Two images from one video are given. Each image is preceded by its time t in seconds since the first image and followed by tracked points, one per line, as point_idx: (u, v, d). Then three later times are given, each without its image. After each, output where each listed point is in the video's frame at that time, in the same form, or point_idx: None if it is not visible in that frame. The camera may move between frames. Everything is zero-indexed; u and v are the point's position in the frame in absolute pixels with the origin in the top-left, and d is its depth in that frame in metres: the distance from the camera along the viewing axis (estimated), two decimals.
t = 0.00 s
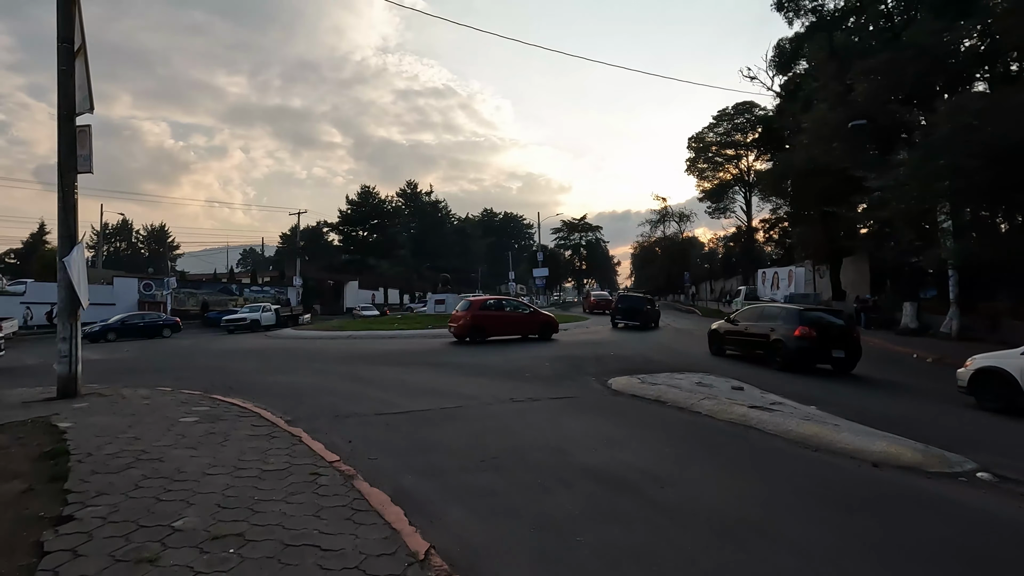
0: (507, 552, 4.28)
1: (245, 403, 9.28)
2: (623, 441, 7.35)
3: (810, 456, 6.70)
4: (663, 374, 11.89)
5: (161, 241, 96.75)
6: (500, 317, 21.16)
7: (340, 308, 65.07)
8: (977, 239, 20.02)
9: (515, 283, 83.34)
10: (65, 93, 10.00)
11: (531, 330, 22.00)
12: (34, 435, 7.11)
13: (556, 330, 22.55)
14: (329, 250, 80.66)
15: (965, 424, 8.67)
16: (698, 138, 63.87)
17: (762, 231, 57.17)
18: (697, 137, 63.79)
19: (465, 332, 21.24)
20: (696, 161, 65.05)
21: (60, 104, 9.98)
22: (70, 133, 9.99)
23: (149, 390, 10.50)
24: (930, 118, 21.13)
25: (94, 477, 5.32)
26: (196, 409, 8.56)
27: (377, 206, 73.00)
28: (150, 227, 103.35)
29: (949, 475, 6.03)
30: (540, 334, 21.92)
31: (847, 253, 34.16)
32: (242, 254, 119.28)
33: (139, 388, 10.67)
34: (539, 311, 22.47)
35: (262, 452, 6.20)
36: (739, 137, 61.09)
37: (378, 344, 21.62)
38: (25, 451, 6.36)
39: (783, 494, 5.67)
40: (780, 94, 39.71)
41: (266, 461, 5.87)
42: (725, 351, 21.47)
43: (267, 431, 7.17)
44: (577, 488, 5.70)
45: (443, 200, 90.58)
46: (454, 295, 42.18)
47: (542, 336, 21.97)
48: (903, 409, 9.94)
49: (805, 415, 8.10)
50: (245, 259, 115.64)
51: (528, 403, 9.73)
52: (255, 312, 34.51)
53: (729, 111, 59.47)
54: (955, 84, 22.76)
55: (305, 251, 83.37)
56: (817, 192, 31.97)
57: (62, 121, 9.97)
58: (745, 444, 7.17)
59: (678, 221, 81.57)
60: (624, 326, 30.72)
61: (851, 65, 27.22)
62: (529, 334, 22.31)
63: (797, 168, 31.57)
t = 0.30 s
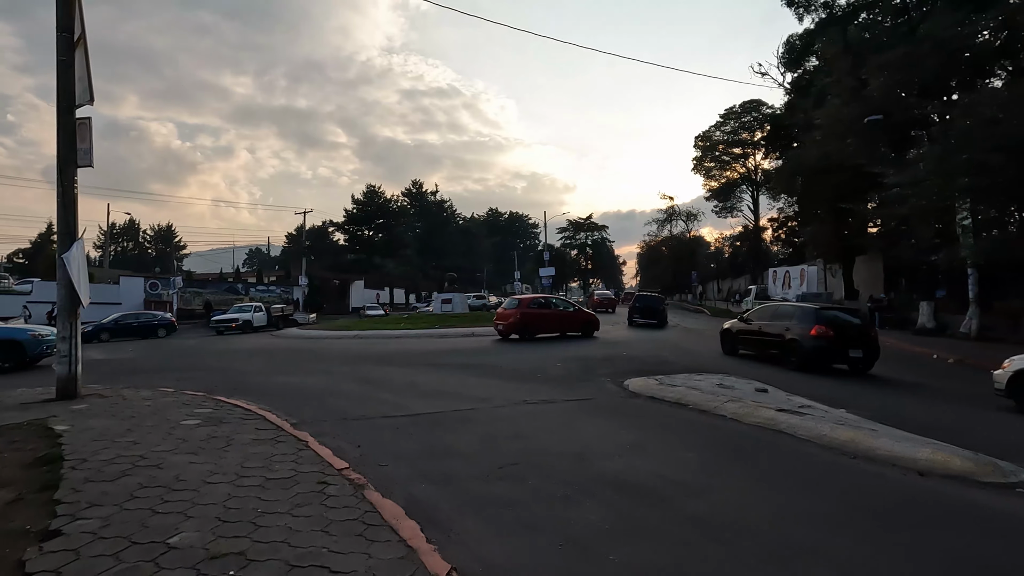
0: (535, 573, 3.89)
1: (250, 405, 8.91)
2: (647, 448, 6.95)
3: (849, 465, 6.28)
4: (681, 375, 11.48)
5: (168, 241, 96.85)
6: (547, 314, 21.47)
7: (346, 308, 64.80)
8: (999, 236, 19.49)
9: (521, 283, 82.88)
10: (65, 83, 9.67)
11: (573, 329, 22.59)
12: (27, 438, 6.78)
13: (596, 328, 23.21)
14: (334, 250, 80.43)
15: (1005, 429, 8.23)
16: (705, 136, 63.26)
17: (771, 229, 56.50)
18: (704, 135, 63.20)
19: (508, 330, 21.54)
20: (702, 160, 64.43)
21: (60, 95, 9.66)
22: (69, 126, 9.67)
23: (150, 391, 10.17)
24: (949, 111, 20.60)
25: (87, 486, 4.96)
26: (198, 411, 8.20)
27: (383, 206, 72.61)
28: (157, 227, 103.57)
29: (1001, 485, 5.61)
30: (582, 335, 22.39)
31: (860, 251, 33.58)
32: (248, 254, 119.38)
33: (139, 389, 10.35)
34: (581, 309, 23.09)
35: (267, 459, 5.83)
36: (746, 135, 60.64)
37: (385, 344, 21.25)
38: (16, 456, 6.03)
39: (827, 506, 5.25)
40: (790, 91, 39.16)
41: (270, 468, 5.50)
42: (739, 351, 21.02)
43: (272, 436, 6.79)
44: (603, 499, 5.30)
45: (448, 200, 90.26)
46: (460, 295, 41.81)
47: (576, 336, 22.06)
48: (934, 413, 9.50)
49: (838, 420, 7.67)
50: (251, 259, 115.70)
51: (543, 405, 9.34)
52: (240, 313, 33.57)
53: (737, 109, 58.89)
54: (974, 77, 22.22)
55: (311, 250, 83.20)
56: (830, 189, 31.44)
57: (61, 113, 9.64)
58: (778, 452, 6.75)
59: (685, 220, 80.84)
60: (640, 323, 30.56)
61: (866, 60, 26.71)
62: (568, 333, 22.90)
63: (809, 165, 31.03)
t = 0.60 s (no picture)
0: None
1: (251, 414, 8.49)
2: (674, 463, 6.50)
3: (894, 483, 5.83)
4: (699, 381, 11.04)
5: (171, 242, 96.83)
6: (590, 321, 21.94)
7: (348, 308, 64.49)
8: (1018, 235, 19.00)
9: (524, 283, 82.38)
10: (58, 77, 9.28)
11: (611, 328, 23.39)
12: (13, 452, 6.37)
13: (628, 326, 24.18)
14: (337, 250, 80.25)
15: None
16: (709, 135, 62.70)
17: (776, 229, 55.97)
18: (707, 134, 62.66)
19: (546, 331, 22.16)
20: (705, 159, 63.95)
21: (52, 89, 9.26)
22: (61, 122, 9.28)
23: (147, 398, 9.78)
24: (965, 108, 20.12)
25: (70, 511, 4.53)
26: (197, 421, 7.76)
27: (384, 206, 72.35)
28: (159, 228, 103.47)
29: None
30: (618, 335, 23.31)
31: (870, 251, 33.11)
32: (251, 255, 119.33)
33: (137, 395, 9.97)
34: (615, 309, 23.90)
35: (267, 478, 5.39)
36: (751, 134, 60.12)
37: (389, 346, 20.88)
38: None
39: (879, 532, 4.81)
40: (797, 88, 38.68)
41: (273, 489, 5.09)
42: (748, 352, 20.60)
43: (273, 450, 6.36)
44: (635, 522, 4.87)
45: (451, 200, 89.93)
46: (464, 296, 41.43)
47: (598, 339, 22.30)
48: (969, 421, 9.05)
49: (875, 432, 7.22)
50: (253, 259, 115.69)
51: (558, 413, 8.92)
52: (224, 312, 33.02)
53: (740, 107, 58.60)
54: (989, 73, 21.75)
55: (313, 250, 82.92)
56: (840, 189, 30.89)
57: (53, 109, 9.25)
58: (815, 468, 6.30)
59: (690, 220, 80.42)
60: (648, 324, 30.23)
61: (878, 57, 26.20)
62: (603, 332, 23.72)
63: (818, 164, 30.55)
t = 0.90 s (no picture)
0: None
1: (256, 419, 8.13)
2: (704, 471, 6.13)
3: (944, 495, 5.44)
4: (717, 383, 10.68)
5: (172, 242, 96.66)
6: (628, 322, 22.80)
7: (350, 309, 64.22)
8: None
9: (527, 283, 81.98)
10: (55, 68, 8.94)
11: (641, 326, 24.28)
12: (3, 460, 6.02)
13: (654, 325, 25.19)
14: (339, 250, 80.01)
15: None
16: (711, 135, 62.33)
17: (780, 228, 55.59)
18: (709, 134, 62.30)
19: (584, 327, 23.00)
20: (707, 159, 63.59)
21: (48, 81, 8.91)
22: (58, 116, 8.93)
23: (147, 401, 9.42)
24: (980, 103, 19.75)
25: (62, 527, 4.17)
26: (199, 427, 7.39)
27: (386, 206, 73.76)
28: (161, 228, 103.31)
29: None
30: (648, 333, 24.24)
31: (878, 249, 32.73)
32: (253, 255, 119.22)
33: (137, 399, 9.63)
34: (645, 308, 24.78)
35: (275, 489, 5.03)
36: (753, 133, 59.82)
37: (394, 347, 20.56)
38: None
39: (937, 549, 4.44)
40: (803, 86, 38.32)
41: (281, 501, 4.73)
42: (755, 352, 20.24)
43: (280, 458, 5.98)
44: (673, 540, 4.49)
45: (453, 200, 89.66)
46: (468, 296, 41.12)
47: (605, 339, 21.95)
48: (1001, 425, 8.70)
49: (915, 438, 6.84)
50: (255, 259, 115.60)
51: (575, 417, 8.56)
52: (210, 312, 32.78)
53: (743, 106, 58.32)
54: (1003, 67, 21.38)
55: (315, 250, 82.68)
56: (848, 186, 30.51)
57: (49, 101, 8.90)
58: (856, 478, 5.93)
59: (693, 219, 80.08)
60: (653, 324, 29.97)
61: (889, 53, 25.81)
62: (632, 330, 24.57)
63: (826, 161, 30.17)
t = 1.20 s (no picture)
0: None
1: (261, 429, 7.78)
2: (738, 488, 5.78)
3: (999, 514, 5.09)
4: (737, 388, 10.34)
5: (173, 242, 96.36)
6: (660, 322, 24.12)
7: (352, 309, 63.90)
8: None
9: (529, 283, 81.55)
10: (50, 64, 8.58)
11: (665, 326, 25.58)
12: None
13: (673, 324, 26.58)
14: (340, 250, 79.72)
15: None
16: (714, 133, 61.73)
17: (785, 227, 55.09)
18: (711, 133, 61.75)
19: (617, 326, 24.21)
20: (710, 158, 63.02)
21: (44, 77, 8.56)
22: (55, 113, 8.58)
23: (148, 410, 9.08)
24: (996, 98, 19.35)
25: (55, 558, 3.83)
26: (202, 439, 7.04)
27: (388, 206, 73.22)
28: (162, 228, 103.04)
29: None
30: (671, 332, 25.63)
31: (886, 248, 32.34)
32: (255, 255, 119.03)
33: (137, 407, 9.29)
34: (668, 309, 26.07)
35: (284, 512, 4.66)
36: (756, 131, 59.37)
37: (399, 348, 20.19)
38: None
39: None
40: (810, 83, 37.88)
41: (292, 526, 4.37)
42: (762, 352, 19.87)
43: (288, 475, 5.62)
44: (717, 567, 4.14)
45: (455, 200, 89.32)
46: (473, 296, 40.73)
47: (616, 340, 21.65)
48: None
49: (958, 449, 6.47)
50: (256, 260, 115.50)
51: (594, 425, 8.20)
52: (206, 312, 32.38)
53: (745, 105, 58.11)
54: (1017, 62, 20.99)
55: (317, 251, 82.36)
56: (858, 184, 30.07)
57: (45, 98, 8.55)
58: (902, 496, 5.56)
59: (696, 218, 79.63)
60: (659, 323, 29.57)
61: (899, 49, 25.42)
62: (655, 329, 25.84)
63: (835, 159, 29.81)
